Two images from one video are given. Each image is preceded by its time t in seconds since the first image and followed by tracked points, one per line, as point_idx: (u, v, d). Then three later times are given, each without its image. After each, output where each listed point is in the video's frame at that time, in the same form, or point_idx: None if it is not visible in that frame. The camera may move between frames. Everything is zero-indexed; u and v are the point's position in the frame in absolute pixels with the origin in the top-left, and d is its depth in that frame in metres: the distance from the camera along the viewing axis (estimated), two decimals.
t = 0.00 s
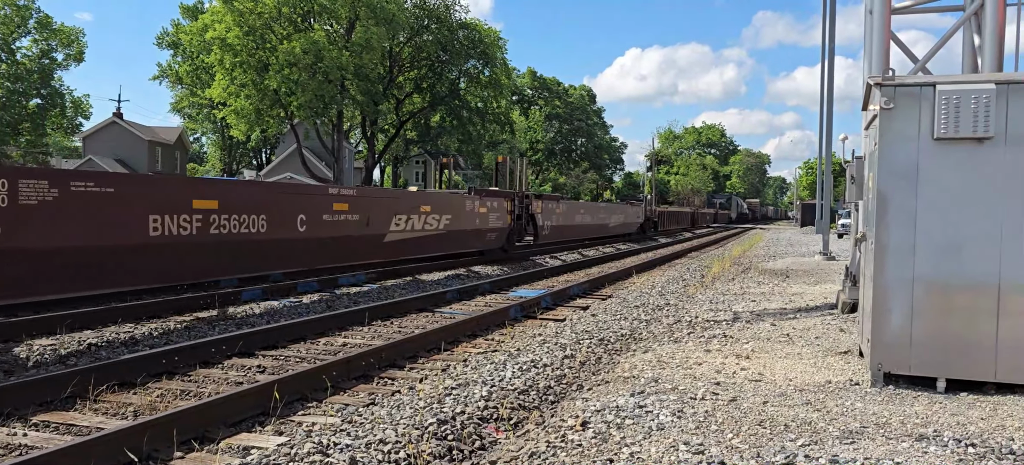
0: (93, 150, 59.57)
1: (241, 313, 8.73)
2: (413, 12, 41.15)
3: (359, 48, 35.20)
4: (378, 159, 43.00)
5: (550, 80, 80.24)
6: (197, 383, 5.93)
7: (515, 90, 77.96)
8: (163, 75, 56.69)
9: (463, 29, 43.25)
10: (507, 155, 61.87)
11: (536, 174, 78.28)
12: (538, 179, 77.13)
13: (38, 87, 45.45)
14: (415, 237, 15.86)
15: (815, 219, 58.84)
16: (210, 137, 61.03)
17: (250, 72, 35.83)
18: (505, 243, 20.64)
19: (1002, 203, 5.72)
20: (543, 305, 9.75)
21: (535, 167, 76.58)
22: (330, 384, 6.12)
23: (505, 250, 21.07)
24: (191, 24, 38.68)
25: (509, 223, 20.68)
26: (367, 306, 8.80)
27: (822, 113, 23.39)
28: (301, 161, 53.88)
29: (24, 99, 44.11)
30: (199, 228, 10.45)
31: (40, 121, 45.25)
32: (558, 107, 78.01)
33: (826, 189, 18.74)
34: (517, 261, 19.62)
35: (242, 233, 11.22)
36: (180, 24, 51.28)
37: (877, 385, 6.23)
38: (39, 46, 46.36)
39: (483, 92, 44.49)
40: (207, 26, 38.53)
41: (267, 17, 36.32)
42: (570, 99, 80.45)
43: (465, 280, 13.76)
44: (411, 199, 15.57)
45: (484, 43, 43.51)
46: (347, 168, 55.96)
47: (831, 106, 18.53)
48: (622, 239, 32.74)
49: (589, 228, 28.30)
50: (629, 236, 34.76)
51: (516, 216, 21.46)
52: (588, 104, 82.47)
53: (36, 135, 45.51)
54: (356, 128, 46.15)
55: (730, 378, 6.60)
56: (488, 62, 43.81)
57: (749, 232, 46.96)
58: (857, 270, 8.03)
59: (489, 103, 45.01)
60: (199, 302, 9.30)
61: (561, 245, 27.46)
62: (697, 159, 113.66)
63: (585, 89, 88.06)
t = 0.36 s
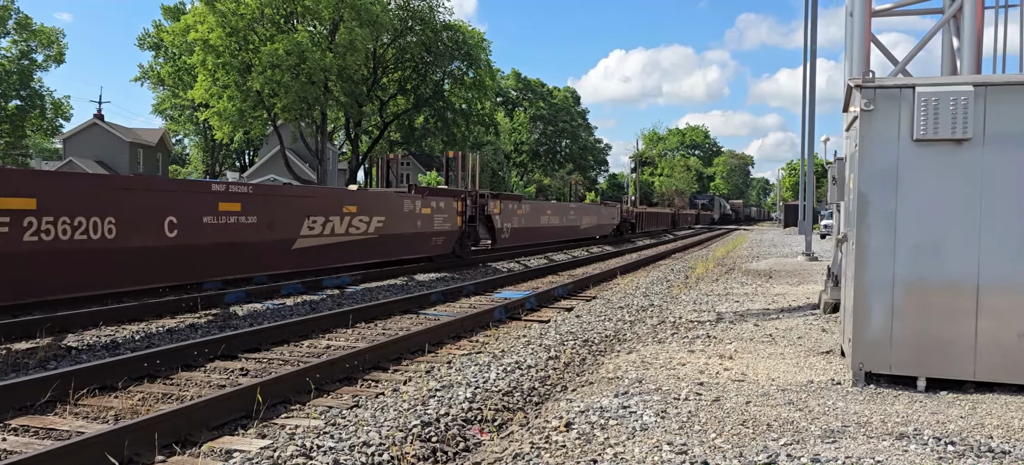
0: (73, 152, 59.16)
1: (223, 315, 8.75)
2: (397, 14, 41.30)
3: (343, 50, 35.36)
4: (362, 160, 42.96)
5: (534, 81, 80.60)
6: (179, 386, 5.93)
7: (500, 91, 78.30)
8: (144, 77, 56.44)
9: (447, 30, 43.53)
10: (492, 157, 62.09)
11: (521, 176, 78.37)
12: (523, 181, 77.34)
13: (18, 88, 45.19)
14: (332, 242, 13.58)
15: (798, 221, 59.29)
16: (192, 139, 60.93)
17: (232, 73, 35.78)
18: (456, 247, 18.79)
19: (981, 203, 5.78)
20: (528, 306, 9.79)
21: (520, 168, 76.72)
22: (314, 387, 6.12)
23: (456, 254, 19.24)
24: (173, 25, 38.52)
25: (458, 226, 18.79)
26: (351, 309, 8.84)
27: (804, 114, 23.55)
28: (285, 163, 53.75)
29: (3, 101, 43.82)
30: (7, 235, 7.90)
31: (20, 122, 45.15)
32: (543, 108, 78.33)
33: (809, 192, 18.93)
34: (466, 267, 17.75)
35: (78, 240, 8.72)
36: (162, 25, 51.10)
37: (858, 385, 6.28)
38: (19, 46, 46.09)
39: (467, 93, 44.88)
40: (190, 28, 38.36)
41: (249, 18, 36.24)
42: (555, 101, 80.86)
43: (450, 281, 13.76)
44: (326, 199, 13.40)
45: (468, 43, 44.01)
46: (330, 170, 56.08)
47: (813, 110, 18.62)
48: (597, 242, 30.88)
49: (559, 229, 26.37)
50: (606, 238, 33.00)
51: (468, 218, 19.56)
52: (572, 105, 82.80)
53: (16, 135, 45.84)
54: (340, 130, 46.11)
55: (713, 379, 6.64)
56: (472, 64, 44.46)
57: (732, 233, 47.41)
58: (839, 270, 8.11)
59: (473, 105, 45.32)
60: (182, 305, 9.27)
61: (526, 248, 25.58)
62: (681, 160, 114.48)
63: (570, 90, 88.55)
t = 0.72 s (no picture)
0: (59, 153, 58.79)
1: (211, 318, 8.72)
2: (385, 15, 41.29)
3: (333, 52, 35.38)
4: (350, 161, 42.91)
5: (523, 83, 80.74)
6: (167, 389, 5.92)
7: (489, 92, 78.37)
8: (131, 78, 56.20)
9: (436, 32, 43.60)
10: (481, 158, 62.05)
11: (510, 177, 78.38)
12: (512, 182, 77.39)
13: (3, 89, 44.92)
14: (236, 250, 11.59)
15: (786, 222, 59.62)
16: (180, 140, 60.70)
17: (220, 75, 35.71)
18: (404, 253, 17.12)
19: (965, 203, 5.83)
20: (517, 308, 9.80)
21: (509, 170, 76.74)
22: (303, 389, 6.11)
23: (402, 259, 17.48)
24: (159, 27, 38.33)
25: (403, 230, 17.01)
26: (340, 311, 8.84)
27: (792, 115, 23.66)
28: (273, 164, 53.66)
29: None
30: None
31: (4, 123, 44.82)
32: (531, 109, 78.45)
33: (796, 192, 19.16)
34: (411, 274, 16.04)
35: None
36: (149, 27, 50.91)
37: (846, 384, 6.31)
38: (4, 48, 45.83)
39: (456, 94, 45.02)
40: (177, 29, 38.14)
41: (235, 20, 35.73)
42: (544, 102, 81.03)
43: (439, 283, 13.76)
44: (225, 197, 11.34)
45: (457, 45, 44.02)
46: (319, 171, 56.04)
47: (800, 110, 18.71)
48: (571, 245, 29.31)
49: (526, 231, 24.70)
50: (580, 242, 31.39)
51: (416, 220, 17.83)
52: (561, 107, 83.07)
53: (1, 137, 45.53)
54: (328, 131, 46.01)
55: (702, 379, 6.67)
56: (460, 65, 44.49)
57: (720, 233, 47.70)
58: (826, 270, 8.18)
59: (462, 106, 45.43)
60: (169, 308, 9.22)
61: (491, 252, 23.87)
62: (670, 162, 115.04)
63: (559, 91, 88.76)
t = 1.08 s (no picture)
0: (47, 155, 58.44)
1: (201, 320, 8.68)
2: (376, 16, 41.30)
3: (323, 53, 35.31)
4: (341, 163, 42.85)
5: (514, 84, 80.75)
6: (157, 391, 5.90)
7: (480, 94, 78.39)
8: (120, 79, 55.91)
9: (427, 33, 43.58)
10: (472, 160, 61.97)
11: (501, 178, 78.47)
12: (503, 184, 77.49)
13: None
14: (108, 257, 9.49)
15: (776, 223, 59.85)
16: (170, 141, 60.42)
17: (210, 77, 35.54)
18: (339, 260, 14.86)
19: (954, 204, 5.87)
20: (508, 309, 9.81)
21: (500, 171, 76.85)
22: (294, 391, 6.09)
23: (339, 268, 15.18)
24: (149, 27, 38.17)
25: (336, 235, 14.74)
26: (330, 313, 8.83)
27: (783, 116, 23.72)
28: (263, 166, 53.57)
29: None
30: None
31: None
32: (523, 111, 78.58)
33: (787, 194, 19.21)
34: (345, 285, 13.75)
35: None
36: (138, 28, 50.68)
37: (836, 385, 6.34)
38: None
39: (447, 96, 44.97)
40: (167, 29, 37.91)
41: (225, 20, 35.79)
42: (535, 104, 81.08)
43: (430, 285, 13.75)
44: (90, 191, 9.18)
45: (448, 46, 43.92)
46: (310, 173, 55.97)
47: (790, 112, 18.82)
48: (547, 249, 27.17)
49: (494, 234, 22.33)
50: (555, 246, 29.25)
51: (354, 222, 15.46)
52: (552, 108, 83.22)
53: None
54: (319, 133, 45.96)
55: (693, 380, 6.69)
56: (452, 66, 44.40)
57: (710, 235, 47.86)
58: (817, 271, 8.22)
59: (453, 107, 45.40)
60: (158, 310, 9.18)
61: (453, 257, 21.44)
62: (660, 163, 115.46)
63: (550, 93, 88.85)
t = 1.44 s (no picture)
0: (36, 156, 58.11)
1: (191, 322, 8.66)
2: (366, 18, 41.31)
3: (314, 55, 35.23)
4: (332, 165, 42.76)
5: (506, 86, 80.74)
6: (147, 394, 5.88)
7: (471, 96, 78.35)
8: (110, 80, 55.62)
9: (418, 35, 43.51)
10: (464, 162, 62.02)
11: (492, 181, 78.52)
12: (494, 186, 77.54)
13: None
14: None
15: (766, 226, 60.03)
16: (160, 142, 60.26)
17: (200, 77, 35.30)
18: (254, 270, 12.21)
19: (943, 207, 5.91)
20: (499, 312, 9.81)
21: (492, 174, 76.90)
22: (284, 393, 6.07)
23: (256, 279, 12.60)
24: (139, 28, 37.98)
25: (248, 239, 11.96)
26: (321, 315, 8.81)
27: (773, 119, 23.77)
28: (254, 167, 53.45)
29: None
30: None
31: None
32: (514, 113, 78.67)
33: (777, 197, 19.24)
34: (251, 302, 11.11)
35: None
36: (128, 29, 50.45)
37: (825, 387, 6.37)
38: None
39: (438, 98, 44.83)
40: (157, 30, 37.76)
41: (216, 21, 35.72)
42: (526, 106, 81.08)
43: (420, 287, 13.72)
44: None
45: (439, 49, 43.84)
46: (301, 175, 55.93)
47: (780, 115, 18.89)
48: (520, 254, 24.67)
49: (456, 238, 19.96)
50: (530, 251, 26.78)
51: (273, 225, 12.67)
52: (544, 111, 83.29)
53: None
54: (310, 134, 45.86)
55: (684, 383, 6.71)
56: (443, 69, 44.31)
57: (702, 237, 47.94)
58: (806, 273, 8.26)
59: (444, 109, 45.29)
60: (148, 312, 9.15)
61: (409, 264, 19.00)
62: (652, 166, 115.81)
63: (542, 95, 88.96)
